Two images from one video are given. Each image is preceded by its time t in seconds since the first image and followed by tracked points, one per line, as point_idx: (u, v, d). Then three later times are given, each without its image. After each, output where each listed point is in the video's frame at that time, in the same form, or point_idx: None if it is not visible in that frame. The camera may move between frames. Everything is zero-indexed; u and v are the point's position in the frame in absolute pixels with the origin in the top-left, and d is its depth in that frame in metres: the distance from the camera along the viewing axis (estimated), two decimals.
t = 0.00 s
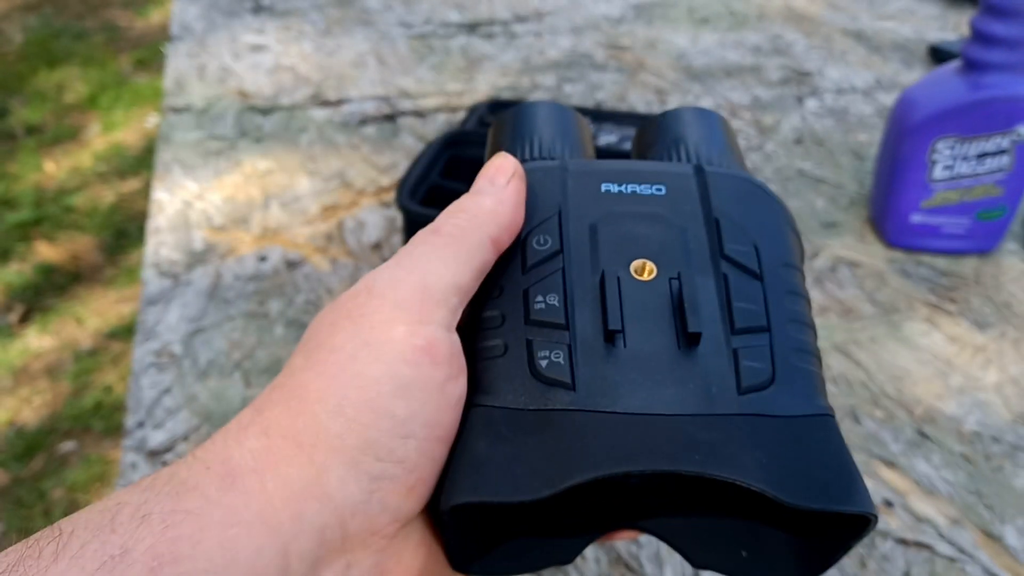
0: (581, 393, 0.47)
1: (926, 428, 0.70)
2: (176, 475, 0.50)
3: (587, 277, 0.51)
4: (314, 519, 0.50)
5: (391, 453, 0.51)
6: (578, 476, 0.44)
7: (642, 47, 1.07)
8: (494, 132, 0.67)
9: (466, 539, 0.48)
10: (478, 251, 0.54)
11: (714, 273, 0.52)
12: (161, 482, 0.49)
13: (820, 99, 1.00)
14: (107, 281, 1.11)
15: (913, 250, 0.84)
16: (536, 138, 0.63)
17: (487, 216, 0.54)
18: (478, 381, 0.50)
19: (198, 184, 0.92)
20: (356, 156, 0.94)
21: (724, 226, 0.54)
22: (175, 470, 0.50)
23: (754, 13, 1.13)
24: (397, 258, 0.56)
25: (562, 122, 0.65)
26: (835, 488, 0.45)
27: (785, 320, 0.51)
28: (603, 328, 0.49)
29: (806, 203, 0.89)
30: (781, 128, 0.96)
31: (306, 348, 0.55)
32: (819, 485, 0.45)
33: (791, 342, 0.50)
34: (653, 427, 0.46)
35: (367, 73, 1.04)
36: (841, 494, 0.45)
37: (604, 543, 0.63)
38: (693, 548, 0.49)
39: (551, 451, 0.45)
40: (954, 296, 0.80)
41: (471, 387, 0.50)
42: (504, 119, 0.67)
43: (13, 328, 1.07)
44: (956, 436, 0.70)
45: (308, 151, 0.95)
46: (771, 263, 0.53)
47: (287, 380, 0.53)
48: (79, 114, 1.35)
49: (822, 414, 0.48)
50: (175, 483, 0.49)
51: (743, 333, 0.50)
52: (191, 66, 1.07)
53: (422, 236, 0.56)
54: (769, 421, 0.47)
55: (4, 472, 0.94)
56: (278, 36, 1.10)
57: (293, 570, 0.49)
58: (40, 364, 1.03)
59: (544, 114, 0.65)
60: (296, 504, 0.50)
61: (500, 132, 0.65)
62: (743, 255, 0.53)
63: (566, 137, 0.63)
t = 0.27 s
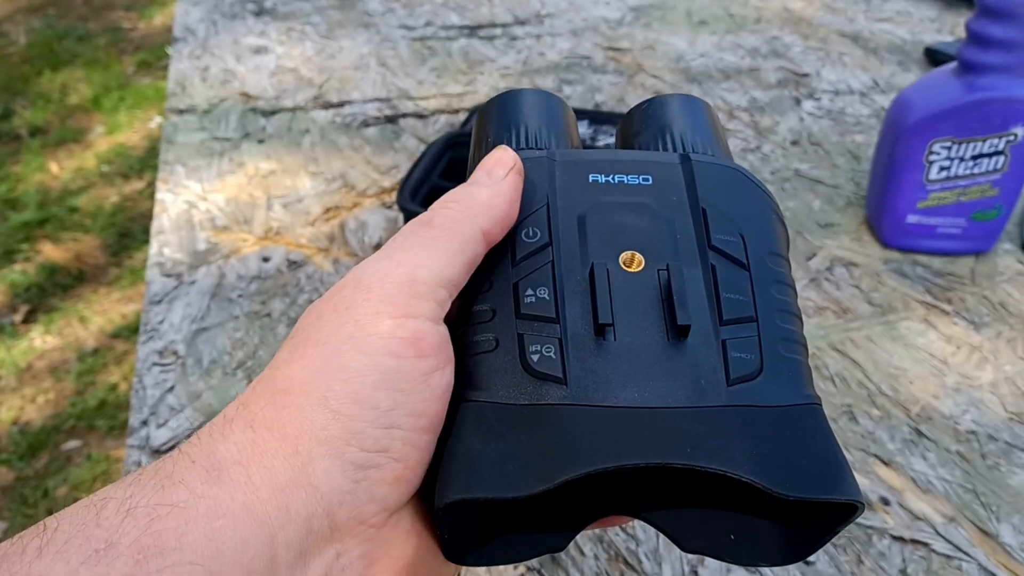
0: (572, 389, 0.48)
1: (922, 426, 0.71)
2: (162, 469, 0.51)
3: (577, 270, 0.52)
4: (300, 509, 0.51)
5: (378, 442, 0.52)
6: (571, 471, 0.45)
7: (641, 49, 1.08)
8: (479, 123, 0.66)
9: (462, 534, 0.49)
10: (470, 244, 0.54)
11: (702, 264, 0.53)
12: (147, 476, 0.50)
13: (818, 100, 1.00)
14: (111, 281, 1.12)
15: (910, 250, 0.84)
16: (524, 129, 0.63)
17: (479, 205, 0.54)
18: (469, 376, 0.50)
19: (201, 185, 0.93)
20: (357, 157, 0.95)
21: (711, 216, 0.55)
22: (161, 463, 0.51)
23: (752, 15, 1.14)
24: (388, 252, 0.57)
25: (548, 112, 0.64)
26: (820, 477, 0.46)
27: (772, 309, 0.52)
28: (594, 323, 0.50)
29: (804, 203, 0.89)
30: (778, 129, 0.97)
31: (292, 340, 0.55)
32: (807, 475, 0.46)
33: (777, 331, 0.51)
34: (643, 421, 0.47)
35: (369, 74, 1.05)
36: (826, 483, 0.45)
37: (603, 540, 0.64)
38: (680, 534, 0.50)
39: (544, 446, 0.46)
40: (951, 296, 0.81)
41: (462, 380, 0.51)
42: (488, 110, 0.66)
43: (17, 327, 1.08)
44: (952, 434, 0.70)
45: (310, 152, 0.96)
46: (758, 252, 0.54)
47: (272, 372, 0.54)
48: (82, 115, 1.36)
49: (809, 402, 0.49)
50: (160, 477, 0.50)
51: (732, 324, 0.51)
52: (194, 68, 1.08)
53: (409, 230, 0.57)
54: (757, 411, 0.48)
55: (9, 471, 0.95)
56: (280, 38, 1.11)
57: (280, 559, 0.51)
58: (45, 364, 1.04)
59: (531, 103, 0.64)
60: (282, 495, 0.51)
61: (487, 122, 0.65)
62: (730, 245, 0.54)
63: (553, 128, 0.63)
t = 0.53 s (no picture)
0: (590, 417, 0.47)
1: (926, 428, 0.70)
2: (176, 467, 0.49)
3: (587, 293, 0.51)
4: (317, 512, 0.49)
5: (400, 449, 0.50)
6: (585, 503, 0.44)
7: (642, 47, 1.07)
8: (478, 118, 0.63)
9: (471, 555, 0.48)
10: (529, 303, 0.49)
11: (710, 291, 0.51)
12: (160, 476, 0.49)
13: (820, 99, 1.00)
14: (107, 281, 1.11)
15: (913, 250, 0.84)
16: (528, 132, 0.60)
17: (561, 278, 0.49)
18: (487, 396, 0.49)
19: (198, 184, 0.92)
20: (355, 156, 0.94)
21: (719, 240, 0.53)
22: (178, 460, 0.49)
23: (754, 13, 1.13)
24: (445, 267, 0.51)
25: (551, 117, 0.62)
26: (815, 510, 0.46)
27: (774, 340, 0.51)
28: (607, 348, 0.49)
29: (806, 203, 0.89)
30: (781, 128, 0.96)
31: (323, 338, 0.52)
32: (802, 507, 0.46)
33: (780, 364, 0.50)
34: (656, 453, 0.46)
35: (367, 73, 1.04)
36: (820, 515, 0.46)
37: (604, 543, 0.63)
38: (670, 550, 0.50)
39: (559, 475, 0.45)
40: (954, 296, 0.80)
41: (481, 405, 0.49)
42: (487, 105, 0.63)
43: (13, 327, 1.07)
44: (955, 436, 0.70)
45: (308, 151, 0.95)
46: (762, 281, 0.53)
47: (299, 371, 0.51)
48: (79, 114, 1.35)
49: (801, 434, 0.49)
50: (173, 476, 0.48)
51: (736, 355, 0.50)
52: (191, 66, 1.07)
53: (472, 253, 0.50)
54: (760, 445, 0.47)
55: (5, 472, 0.94)
56: (279, 36, 1.10)
57: (293, 563, 0.48)
58: (41, 364, 1.03)
59: (531, 104, 0.62)
60: (300, 500, 0.48)
61: (486, 119, 0.62)
62: (736, 272, 0.52)
63: (556, 134, 0.61)
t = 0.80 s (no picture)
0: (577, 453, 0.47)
1: (927, 428, 0.70)
2: (199, 445, 0.48)
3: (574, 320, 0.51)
4: (340, 490, 0.48)
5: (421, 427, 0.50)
6: (578, 540, 0.44)
7: (642, 47, 1.07)
8: (462, 136, 0.63)
9: None
10: (536, 296, 0.49)
11: (698, 307, 0.51)
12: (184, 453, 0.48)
13: (821, 98, 0.99)
14: (106, 281, 1.11)
15: (914, 250, 0.83)
16: (511, 148, 0.59)
17: (571, 285, 0.49)
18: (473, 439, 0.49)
19: (197, 184, 0.92)
20: (355, 156, 0.94)
21: (706, 252, 0.53)
22: (200, 438, 0.49)
23: (755, 13, 1.13)
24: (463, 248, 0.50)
25: (535, 131, 0.61)
26: (814, 524, 0.46)
27: (766, 350, 0.51)
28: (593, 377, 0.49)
29: (807, 203, 0.88)
30: (781, 128, 0.96)
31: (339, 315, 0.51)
32: (802, 522, 0.45)
33: (773, 375, 0.50)
34: (647, 483, 0.46)
35: (367, 72, 1.04)
36: (823, 530, 0.45)
37: (604, 544, 0.63)
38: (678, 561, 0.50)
39: (552, 511, 0.45)
40: (955, 296, 0.80)
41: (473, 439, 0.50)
42: (471, 123, 0.63)
43: (12, 327, 1.07)
44: (956, 436, 0.69)
45: (307, 150, 0.94)
46: (752, 288, 0.53)
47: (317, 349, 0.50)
48: (78, 113, 1.35)
49: (800, 448, 0.48)
50: (198, 453, 0.48)
51: (728, 373, 0.49)
52: (190, 66, 1.06)
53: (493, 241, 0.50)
54: (753, 464, 0.47)
55: (3, 472, 0.94)
56: (278, 35, 1.10)
57: (318, 538, 0.48)
58: (39, 364, 1.02)
59: (518, 119, 0.62)
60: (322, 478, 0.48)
61: (470, 138, 0.62)
62: (725, 283, 0.52)
63: (540, 147, 0.60)
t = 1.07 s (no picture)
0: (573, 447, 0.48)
1: (924, 427, 0.70)
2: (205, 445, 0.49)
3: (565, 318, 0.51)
4: (341, 485, 0.50)
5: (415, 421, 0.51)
6: (577, 534, 0.45)
7: (641, 48, 1.07)
8: (453, 139, 0.62)
9: None
10: (517, 288, 0.50)
11: (688, 297, 0.51)
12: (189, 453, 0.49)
13: (819, 99, 1.00)
14: (109, 281, 1.11)
15: (911, 251, 0.84)
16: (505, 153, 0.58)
17: (556, 277, 0.49)
18: (470, 441, 0.50)
19: (199, 185, 0.92)
20: (356, 156, 0.94)
21: (694, 242, 0.53)
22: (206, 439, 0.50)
23: (753, 14, 1.13)
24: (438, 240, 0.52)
25: (529, 134, 0.60)
26: (816, 511, 0.46)
27: (759, 337, 0.51)
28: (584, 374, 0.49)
29: (805, 203, 0.89)
30: (780, 129, 0.96)
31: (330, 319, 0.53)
32: (804, 505, 0.46)
33: (766, 359, 0.50)
34: (644, 472, 0.46)
35: (368, 74, 1.04)
36: (824, 514, 0.45)
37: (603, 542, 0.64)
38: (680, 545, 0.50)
39: (552, 505, 0.46)
40: (953, 296, 0.81)
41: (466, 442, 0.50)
42: (463, 126, 0.62)
43: (15, 327, 1.07)
44: (954, 435, 0.70)
45: (309, 151, 0.95)
46: (742, 275, 0.53)
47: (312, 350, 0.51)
48: (80, 114, 1.35)
49: (801, 432, 0.48)
50: (204, 452, 0.49)
51: (720, 362, 0.50)
52: (192, 67, 1.07)
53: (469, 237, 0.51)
54: (750, 452, 0.47)
55: (7, 471, 0.95)
56: (279, 37, 1.11)
57: (323, 534, 0.49)
58: (42, 364, 1.03)
59: (509, 123, 0.60)
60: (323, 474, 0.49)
61: (462, 142, 0.60)
62: (715, 273, 0.52)
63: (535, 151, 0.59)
